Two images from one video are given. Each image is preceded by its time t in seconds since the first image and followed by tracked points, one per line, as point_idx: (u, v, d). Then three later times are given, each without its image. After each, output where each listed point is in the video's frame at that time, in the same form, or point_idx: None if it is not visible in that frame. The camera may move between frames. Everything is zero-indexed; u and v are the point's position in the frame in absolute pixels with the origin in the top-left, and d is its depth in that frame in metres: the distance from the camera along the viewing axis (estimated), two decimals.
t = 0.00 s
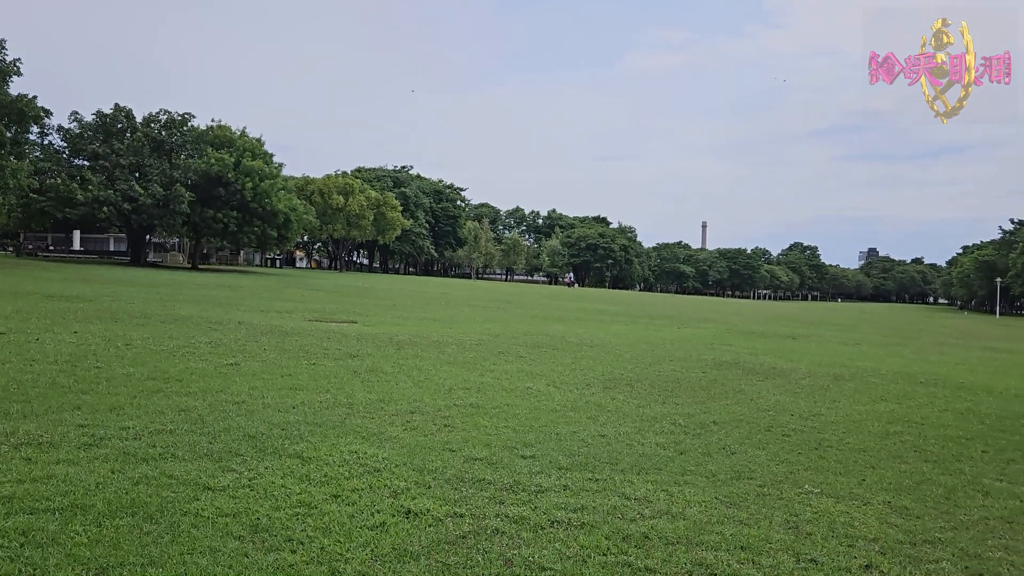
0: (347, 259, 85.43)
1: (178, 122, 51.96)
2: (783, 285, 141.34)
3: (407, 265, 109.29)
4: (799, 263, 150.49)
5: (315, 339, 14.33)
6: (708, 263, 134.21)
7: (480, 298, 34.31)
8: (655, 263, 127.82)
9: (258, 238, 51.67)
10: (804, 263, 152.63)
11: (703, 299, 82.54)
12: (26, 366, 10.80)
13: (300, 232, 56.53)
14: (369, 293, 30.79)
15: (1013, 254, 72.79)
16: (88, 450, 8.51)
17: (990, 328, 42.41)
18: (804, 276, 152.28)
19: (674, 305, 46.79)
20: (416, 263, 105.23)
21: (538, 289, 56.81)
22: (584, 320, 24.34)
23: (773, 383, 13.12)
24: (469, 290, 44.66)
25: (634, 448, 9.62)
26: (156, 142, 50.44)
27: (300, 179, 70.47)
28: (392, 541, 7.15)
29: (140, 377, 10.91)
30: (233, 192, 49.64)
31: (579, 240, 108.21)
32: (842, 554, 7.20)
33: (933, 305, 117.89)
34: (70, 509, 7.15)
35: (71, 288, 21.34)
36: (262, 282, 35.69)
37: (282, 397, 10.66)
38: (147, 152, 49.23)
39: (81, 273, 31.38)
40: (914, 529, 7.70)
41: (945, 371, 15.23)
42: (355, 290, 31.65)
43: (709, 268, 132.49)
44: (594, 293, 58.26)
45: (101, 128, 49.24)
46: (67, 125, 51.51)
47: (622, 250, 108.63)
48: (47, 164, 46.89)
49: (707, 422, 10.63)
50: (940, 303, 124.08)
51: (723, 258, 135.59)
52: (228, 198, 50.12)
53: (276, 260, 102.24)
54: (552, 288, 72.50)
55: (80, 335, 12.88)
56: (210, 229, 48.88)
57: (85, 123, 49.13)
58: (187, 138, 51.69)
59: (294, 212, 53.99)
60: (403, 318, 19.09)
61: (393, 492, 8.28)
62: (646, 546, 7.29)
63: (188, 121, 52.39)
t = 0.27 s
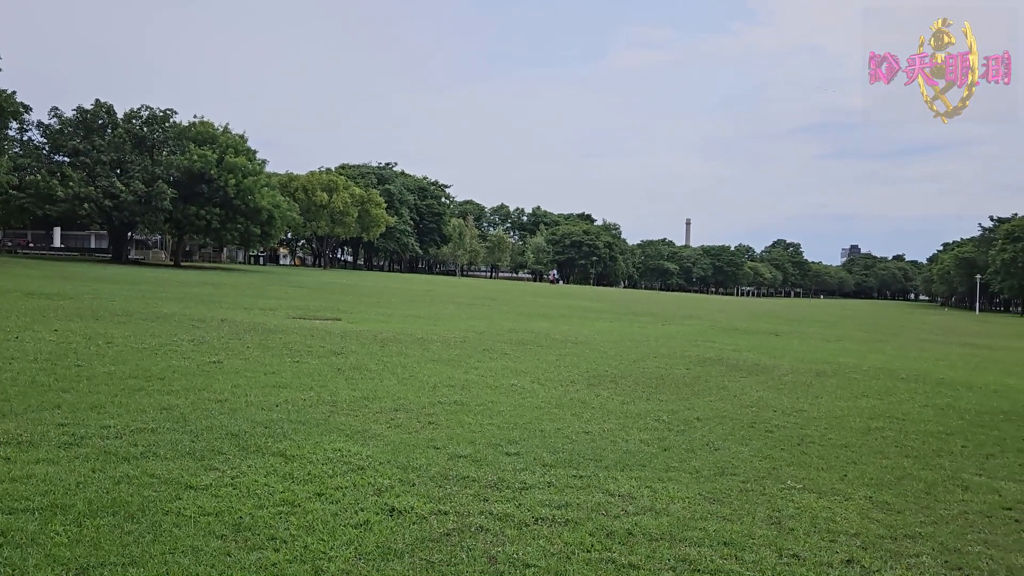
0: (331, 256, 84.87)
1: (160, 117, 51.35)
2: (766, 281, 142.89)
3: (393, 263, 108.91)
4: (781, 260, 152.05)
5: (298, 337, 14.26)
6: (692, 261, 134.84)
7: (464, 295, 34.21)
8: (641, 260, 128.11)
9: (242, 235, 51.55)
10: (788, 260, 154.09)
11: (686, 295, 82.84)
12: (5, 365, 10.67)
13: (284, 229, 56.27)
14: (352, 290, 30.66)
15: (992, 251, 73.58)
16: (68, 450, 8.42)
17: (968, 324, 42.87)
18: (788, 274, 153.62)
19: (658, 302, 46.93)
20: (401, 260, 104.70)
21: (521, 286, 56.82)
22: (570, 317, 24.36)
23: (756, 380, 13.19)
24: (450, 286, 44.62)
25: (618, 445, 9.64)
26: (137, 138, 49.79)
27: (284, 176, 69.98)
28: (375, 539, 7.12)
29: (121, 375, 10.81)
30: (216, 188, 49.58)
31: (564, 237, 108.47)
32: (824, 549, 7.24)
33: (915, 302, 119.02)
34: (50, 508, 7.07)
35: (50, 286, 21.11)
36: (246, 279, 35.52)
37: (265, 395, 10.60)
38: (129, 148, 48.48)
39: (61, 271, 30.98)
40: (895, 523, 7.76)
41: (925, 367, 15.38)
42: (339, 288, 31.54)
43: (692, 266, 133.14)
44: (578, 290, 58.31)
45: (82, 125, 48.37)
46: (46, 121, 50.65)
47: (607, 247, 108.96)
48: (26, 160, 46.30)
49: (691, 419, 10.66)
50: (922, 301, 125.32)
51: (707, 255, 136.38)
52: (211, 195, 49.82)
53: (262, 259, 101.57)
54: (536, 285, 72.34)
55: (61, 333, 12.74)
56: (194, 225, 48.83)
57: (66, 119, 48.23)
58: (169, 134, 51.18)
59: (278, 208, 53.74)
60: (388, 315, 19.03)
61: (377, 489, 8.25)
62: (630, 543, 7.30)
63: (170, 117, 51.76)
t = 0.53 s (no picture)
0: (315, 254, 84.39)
1: (142, 114, 50.99)
2: (750, 280, 144.02)
3: (379, 261, 108.57)
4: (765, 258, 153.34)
5: (282, 335, 14.18)
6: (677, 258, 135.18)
7: (449, 293, 34.11)
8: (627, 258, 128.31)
9: (225, 233, 51.24)
10: (771, 258, 155.50)
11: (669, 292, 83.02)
12: None
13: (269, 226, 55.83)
14: (337, 287, 30.60)
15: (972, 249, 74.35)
16: (48, 449, 8.33)
17: (947, 321, 43.35)
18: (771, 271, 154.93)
19: (643, 299, 47.05)
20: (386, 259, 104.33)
21: (505, 283, 56.82)
22: (555, 315, 24.38)
23: (740, 377, 13.26)
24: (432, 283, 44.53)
25: (602, 442, 9.65)
26: (118, 135, 49.47)
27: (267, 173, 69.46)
28: (360, 537, 7.09)
29: (102, 374, 10.70)
30: (199, 185, 48.92)
31: (549, 235, 108.51)
32: (806, 545, 7.27)
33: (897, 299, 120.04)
34: (30, 509, 6.99)
35: (30, 284, 20.89)
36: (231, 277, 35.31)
37: (249, 393, 10.54)
38: (110, 144, 48.17)
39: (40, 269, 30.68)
40: (876, 519, 7.82)
41: (906, 364, 15.52)
42: (324, 286, 31.45)
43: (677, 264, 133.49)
44: (562, 287, 58.37)
45: (63, 121, 47.90)
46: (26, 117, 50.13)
47: (592, 245, 109.24)
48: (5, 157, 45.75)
49: (675, 416, 10.69)
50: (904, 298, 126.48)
51: (691, 252, 136.85)
52: (194, 192, 49.17)
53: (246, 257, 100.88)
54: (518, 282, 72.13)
55: (41, 332, 12.60)
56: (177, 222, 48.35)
57: (45, 116, 47.69)
58: (151, 130, 50.81)
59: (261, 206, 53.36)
60: (373, 313, 18.98)
61: (361, 488, 8.21)
62: (614, 540, 7.31)
63: (153, 113, 51.42)
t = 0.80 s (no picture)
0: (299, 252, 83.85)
1: (124, 111, 50.84)
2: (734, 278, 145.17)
3: (365, 260, 108.15)
4: (748, 257, 154.56)
5: (266, 334, 14.09)
6: (662, 257, 135.59)
7: (434, 291, 34.02)
8: (613, 257, 128.49)
9: (208, 231, 50.46)
10: (755, 256, 156.80)
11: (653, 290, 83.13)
12: None
13: (252, 224, 54.99)
14: (321, 286, 30.49)
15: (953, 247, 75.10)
16: (28, 450, 8.23)
17: (927, 319, 43.80)
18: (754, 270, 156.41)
19: (628, 298, 47.15)
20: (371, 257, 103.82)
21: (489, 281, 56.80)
22: (541, 313, 24.39)
23: (724, 374, 13.32)
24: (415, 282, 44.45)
25: (587, 440, 9.66)
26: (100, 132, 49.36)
27: (251, 171, 68.87)
28: (344, 537, 7.05)
29: (84, 374, 10.60)
30: (183, 183, 47.87)
31: (534, 233, 108.48)
32: (790, 542, 7.31)
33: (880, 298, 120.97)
34: (9, 510, 6.91)
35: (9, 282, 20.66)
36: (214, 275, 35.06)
37: (233, 393, 10.47)
38: (91, 142, 48.16)
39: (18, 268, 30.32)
40: (859, 515, 7.87)
41: (888, 361, 15.65)
42: (309, 284, 31.32)
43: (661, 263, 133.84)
44: (546, 286, 58.43)
45: (43, 118, 47.84)
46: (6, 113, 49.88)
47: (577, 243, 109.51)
48: None
49: (660, 414, 10.73)
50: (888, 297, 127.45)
51: (675, 251, 137.42)
52: (177, 190, 48.05)
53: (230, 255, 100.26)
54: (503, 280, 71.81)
55: (22, 331, 12.47)
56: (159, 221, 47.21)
57: (27, 112, 47.67)
58: (133, 127, 50.51)
59: (245, 204, 52.88)
60: (357, 312, 18.93)
61: (345, 487, 8.17)
62: (599, 537, 7.31)
63: (135, 111, 51.24)
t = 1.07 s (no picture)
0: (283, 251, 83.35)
1: (105, 109, 50.55)
2: (718, 276, 146.12)
3: (351, 259, 107.74)
4: (732, 255, 155.49)
5: (250, 333, 14.01)
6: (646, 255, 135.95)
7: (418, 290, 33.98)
8: (597, 255, 128.55)
9: (191, 231, 49.93)
10: (739, 255, 157.89)
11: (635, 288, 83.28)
12: None
13: (236, 224, 54.32)
14: (304, 285, 30.37)
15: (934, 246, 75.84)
16: (8, 451, 8.14)
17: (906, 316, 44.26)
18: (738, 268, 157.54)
19: (613, 296, 47.24)
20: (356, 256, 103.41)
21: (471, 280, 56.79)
22: (525, 312, 24.38)
23: (709, 373, 13.37)
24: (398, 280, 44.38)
25: (572, 439, 9.67)
26: (81, 130, 49.09)
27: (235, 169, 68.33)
28: (329, 537, 7.02)
29: (65, 374, 10.50)
30: (164, 181, 47.63)
31: (519, 231, 108.41)
32: (773, 539, 7.34)
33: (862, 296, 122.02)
34: None
35: None
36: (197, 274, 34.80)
37: (216, 392, 10.40)
38: (72, 140, 47.85)
39: None
40: (842, 512, 7.91)
41: (870, 358, 15.78)
42: (292, 283, 31.19)
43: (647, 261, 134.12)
44: (529, 284, 58.48)
45: (23, 116, 47.61)
46: None
47: (562, 242, 109.70)
48: None
49: (645, 412, 10.75)
50: (865, 295, 128.86)
51: (660, 250, 137.85)
52: (159, 188, 47.83)
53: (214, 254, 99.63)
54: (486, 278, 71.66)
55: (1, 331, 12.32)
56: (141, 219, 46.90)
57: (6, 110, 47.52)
58: (114, 125, 50.21)
59: (228, 202, 52.21)
60: (342, 311, 18.86)
61: (330, 487, 8.14)
62: (584, 536, 7.32)
63: (116, 108, 50.93)
